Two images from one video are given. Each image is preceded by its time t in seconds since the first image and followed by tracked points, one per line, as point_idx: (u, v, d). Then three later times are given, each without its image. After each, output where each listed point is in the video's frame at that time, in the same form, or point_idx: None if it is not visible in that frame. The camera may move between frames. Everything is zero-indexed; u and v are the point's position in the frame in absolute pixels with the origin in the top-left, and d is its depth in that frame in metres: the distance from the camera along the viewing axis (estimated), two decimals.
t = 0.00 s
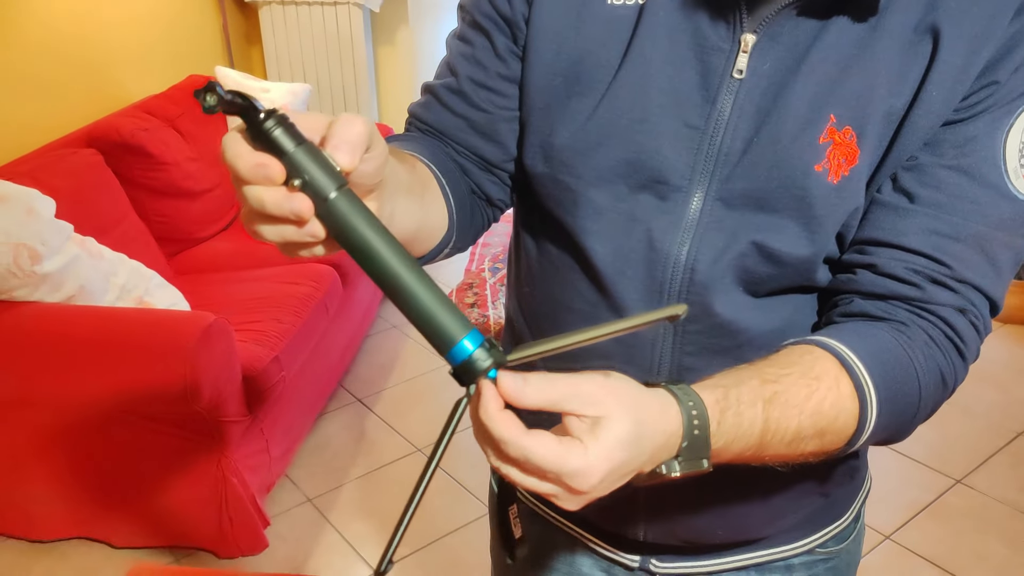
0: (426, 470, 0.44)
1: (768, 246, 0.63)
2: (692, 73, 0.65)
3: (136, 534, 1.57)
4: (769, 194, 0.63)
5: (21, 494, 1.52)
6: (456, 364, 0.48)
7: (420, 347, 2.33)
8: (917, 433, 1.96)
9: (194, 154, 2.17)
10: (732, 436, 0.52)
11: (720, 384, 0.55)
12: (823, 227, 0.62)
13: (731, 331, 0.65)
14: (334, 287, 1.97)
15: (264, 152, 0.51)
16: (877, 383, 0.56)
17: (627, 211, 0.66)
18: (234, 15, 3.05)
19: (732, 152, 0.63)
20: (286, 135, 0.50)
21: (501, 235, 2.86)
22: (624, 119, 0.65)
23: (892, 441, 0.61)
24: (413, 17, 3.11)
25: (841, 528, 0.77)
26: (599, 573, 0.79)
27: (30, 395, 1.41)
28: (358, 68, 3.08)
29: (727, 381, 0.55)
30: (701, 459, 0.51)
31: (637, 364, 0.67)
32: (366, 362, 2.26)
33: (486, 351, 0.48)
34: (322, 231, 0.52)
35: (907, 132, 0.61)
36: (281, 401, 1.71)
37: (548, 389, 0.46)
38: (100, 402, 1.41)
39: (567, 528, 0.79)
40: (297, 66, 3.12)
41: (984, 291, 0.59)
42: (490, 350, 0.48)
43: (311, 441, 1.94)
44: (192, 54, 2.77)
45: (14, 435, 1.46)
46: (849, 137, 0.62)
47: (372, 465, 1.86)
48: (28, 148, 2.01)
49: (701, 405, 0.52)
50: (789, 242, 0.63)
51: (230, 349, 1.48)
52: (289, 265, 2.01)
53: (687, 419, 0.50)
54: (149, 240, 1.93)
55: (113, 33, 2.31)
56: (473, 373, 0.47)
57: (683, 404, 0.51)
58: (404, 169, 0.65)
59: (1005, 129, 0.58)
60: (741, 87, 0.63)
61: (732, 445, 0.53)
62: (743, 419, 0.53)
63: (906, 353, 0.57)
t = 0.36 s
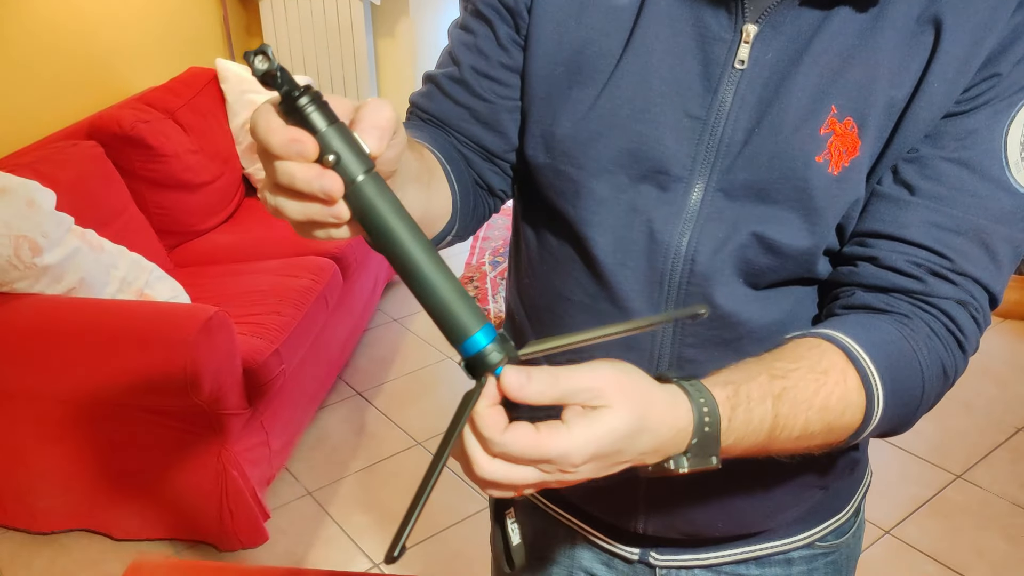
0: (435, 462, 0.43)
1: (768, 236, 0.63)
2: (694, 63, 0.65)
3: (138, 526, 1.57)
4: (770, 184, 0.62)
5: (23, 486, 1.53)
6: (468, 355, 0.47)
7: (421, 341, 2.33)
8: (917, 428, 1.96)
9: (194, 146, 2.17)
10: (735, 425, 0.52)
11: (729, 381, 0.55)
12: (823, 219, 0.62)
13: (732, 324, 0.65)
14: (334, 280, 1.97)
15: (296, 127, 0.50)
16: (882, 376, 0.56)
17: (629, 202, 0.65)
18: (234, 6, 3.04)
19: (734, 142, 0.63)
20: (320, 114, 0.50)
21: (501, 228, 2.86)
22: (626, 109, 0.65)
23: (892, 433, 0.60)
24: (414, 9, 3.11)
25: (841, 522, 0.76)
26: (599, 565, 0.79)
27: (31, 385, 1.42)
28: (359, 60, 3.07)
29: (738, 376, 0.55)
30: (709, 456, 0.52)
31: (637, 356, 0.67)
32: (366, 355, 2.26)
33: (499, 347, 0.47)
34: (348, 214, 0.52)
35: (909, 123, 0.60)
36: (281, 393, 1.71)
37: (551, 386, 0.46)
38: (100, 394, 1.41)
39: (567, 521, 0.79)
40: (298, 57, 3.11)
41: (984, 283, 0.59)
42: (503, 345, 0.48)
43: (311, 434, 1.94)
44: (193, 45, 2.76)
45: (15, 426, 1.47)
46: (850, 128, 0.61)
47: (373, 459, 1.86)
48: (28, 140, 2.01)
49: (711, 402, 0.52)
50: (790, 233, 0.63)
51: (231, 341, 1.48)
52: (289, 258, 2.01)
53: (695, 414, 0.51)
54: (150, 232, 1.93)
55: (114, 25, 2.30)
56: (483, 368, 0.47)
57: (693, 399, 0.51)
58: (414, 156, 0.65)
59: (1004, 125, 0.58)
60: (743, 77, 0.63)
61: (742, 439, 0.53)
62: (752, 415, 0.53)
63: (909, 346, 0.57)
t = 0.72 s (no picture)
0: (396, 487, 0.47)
1: (759, 233, 0.63)
2: (682, 60, 0.65)
3: (128, 519, 1.56)
4: (760, 179, 0.63)
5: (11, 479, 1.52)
6: (443, 428, 0.47)
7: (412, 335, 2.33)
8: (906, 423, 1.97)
9: (185, 139, 2.16)
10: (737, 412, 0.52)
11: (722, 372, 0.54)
12: (814, 214, 0.62)
13: (721, 315, 0.65)
14: (326, 274, 1.96)
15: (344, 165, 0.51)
16: (889, 369, 0.55)
17: (619, 197, 0.65)
18: None
19: (723, 137, 0.63)
20: (369, 162, 0.50)
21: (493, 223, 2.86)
22: (615, 104, 0.65)
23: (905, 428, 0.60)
24: (406, 2, 3.10)
25: (830, 517, 0.76)
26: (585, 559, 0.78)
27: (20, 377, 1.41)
28: (351, 53, 3.06)
29: (731, 369, 0.55)
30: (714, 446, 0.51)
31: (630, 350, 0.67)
32: (357, 349, 2.26)
33: (477, 428, 0.47)
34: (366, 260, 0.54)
35: (901, 122, 0.61)
36: (272, 387, 1.70)
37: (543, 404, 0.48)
38: (88, 386, 1.41)
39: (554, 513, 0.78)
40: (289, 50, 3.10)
41: (995, 273, 0.59)
42: (478, 427, 0.47)
43: (301, 427, 1.94)
44: (183, 37, 2.74)
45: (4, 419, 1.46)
46: (839, 123, 0.62)
47: (363, 452, 1.86)
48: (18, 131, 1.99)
49: (712, 389, 0.52)
50: (780, 228, 0.63)
51: (222, 335, 1.47)
52: (279, 252, 2.00)
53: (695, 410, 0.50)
54: (140, 225, 1.92)
55: (104, 16, 2.29)
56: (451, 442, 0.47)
57: (694, 388, 0.51)
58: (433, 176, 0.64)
59: (1003, 122, 0.58)
60: (730, 74, 0.63)
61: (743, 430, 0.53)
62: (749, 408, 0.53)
63: (920, 339, 0.57)
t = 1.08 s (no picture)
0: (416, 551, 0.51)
1: (759, 229, 0.62)
2: (669, 55, 0.63)
3: (107, 514, 1.54)
4: (755, 168, 0.61)
5: None
6: (502, 507, 0.50)
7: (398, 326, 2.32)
8: (892, 416, 1.97)
9: (166, 126, 2.13)
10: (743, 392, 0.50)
11: (691, 335, 0.53)
12: (809, 201, 0.61)
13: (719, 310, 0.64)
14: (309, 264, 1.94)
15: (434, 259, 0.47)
16: (856, 329, 0.53)
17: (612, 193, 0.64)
18: None
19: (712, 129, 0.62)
20: (461, 259, 0.46)
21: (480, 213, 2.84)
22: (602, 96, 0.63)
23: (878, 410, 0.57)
24: None
25: (821, 510, 0.76)
26: (581, 558, 0.78)
27: None
28: (336, 41, 3.03)
29: (698, 328, 0.54)
30: (688, 399, 0.49)
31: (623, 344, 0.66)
32: (343, 340, 2.24)
33: (529, 517, 0.50)
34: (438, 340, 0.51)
35: (885, 96, 0.60)
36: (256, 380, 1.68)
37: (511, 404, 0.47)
38: (67, 375, 1.38)
39: (552, 513, 0.78)
40: (273, 38, 3.06)
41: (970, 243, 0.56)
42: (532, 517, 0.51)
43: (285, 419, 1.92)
44: (165, 23, 2.70)
45: None
46: (829, 107, 0.61)
47: (347, 445, 1.84)
48: None
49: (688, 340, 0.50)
50: (776, 219, 0.62)
51: (205, 327, 1.45)
52: (261, 241, 1.98)
53: (650, 348, 0.48)
54: (120, 214, 1.88)
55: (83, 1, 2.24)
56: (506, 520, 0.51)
57: (668, 335, 0.50)
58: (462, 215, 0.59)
59: (979, 90, 0.57)
60: (718, 63, 0.62)
61: (716, 388, 0.52)
62: (713, 363, 0.52)
63: (889, 303, 0.54)
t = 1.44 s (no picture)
0: None
1: (737, 216, 0.62)
2: (642, 38, 0.63)
3: (87, 503, 1.53)
4: (730, 156, 0.62)
5: None
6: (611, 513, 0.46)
7: (378, 314, 2.31)
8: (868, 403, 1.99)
9: (143, 111, 2.10)
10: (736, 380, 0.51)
11: (714, 326, 0.53)
12: (786, 187, 0.62)
13: (695, 301, 0.64)
14: (289, 252, 1.93)
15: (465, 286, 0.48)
16: (869, 312, 0.54)
17: (589, 180, 0.63)
18: None
19: (688, 117, 0.62)
20: (493, 268, 0.47)
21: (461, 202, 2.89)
22: (580, 84, 0.63)
23: (888, 394, 0.58)
24: None
25: (795, 498, 0.77)
26: (557, 548, 0.78)
27: None
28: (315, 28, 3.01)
29: (720, 317, 0.54)
30: (717, 390, 0.49)
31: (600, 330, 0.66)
32: (323, 328, 2.23)
33: (644, 511, 0.46)
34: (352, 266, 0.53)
35: (864, 85, 0.60)
36: (235, 368, 1.67)
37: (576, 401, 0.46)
38: (43, 364, 1.37)
39: (528, 504, 0.77)
40: (252, 23, 3.03)
41: (965, 224, 0.59)
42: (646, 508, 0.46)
43: (265, 407, 1.91)
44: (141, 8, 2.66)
45: None
46: (804, 94, 0.61)
47: (327, 433, 1.84)
48: None
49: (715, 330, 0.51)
50: (752, 206, 0.62)
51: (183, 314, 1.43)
52: (238, 229, 1.97)
53: (677, 339, 0.48)
54: (96, 200, 1.86)
55: None
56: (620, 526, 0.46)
57: (695, 326, 0.50)
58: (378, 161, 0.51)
59: (962, 73, 0.59)
60: (692, 51, 0.62)
61: (744, 377, 0.52)
62: (740, 352, 0.52)
63: (897, 286, 0.56)
